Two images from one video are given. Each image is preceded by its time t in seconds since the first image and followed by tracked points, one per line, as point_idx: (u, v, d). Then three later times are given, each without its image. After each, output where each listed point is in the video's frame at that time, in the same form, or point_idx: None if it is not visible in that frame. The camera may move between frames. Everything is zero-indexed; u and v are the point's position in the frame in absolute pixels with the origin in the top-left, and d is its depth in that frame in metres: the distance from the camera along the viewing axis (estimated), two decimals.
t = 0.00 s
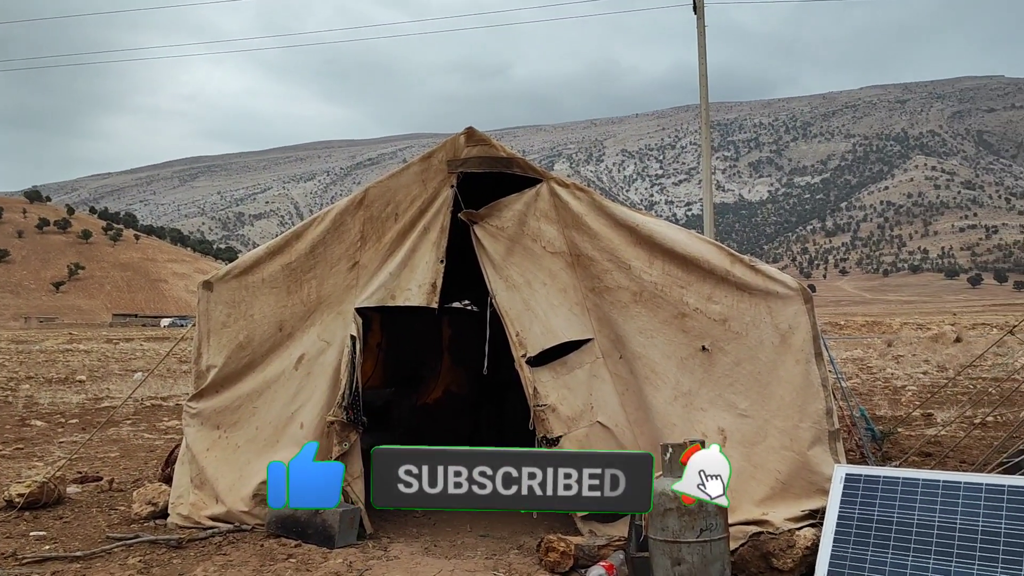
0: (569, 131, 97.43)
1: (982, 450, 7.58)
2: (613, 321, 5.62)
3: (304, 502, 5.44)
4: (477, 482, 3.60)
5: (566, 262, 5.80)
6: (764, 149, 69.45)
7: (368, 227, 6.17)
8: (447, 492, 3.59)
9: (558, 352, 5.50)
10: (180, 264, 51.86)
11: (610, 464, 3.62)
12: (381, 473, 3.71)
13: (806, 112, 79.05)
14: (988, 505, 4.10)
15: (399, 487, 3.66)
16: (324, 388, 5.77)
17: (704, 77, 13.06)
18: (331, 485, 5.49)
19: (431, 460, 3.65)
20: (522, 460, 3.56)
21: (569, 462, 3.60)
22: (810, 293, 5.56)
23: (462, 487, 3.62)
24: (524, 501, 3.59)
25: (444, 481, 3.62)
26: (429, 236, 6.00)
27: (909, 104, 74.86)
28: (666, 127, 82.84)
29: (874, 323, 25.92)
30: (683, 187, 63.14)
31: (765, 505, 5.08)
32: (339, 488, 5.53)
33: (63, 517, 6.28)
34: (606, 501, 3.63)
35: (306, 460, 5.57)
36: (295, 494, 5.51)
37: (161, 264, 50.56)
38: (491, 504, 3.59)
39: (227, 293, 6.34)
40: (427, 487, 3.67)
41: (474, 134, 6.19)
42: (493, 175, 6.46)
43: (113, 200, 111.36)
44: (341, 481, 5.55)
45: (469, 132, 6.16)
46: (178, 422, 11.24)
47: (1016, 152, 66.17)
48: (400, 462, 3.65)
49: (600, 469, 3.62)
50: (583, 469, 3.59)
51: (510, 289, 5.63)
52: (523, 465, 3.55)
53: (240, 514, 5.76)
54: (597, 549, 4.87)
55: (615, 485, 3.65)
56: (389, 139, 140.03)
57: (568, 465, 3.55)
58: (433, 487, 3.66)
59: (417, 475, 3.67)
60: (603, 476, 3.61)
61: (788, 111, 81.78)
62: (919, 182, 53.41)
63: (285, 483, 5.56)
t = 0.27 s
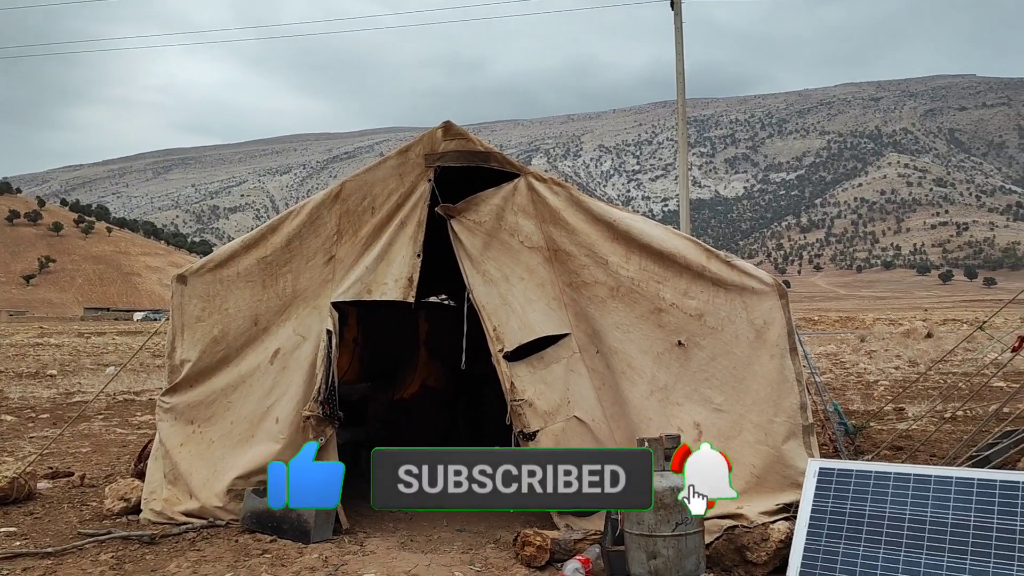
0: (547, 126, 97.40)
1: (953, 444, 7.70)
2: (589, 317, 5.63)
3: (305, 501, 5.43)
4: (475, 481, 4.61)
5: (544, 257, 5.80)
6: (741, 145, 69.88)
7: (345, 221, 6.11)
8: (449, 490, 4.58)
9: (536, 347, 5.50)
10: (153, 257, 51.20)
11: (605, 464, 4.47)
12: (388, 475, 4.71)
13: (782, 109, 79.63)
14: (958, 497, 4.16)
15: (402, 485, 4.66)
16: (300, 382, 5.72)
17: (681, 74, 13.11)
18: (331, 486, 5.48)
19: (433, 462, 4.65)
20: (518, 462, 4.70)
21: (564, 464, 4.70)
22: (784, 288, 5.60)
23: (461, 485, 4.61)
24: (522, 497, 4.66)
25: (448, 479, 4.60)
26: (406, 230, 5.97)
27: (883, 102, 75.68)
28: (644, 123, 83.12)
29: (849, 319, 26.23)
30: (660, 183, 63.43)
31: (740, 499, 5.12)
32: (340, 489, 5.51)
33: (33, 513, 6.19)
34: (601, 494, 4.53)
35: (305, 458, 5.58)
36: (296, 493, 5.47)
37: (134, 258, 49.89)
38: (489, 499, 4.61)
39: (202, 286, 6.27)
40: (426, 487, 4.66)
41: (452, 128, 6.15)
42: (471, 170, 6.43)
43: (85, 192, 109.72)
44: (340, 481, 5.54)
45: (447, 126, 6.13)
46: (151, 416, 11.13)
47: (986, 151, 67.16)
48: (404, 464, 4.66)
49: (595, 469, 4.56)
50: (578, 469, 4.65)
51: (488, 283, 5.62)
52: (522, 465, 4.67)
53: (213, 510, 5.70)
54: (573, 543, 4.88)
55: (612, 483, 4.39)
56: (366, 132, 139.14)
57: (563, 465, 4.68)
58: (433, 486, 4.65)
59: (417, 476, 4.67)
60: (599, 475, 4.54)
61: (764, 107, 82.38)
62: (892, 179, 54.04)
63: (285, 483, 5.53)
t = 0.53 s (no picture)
0: (525, 121, 97.37)
1: (924, 440, 7.82)
2: (567, 313, 5.63)
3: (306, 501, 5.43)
4: (477, 480, 3.98)
5: (522, 253, 5.79)
6: (717, 143, 70.31)
7: (322, 215, 6.07)
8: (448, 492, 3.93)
9: (513, 343, 5.50)
10: (127, 251, 50.54)
11: (609, 460, 3.97)
12: (384, 474, 4.02)
13: (758, 106, 80.19)
14: (930, 492, 4.23)
15: (400, 487, 3.99)
16: (276, 377, 5.68)
17: (658, 71, 13.14)
18: (331, 486, 5.66)
19: (433, 460, 3.98)
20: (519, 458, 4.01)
21: (569, 459, 4.00)
22: (760, 285, 5.64)
23: (461, 485, 3.97)
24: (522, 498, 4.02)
25: (447, 481, 3.95)
26: (383, 226, 5.94)
27: (858, 101, 76.48)
28: (622, 120, 83.38)
29: (823, 315, 26.49)
30: (637, 179, 63.69)
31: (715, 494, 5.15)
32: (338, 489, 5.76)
33: (4, 510, 6.10)
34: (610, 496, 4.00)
35: (305, 459, 5.53)
36: (296, 493, 5.42)
37: (107, 252, 49.22)
38: (493, 501, 3.99)
39: (176, 281, 6.20)
40: (426, 487, 3.99)
41: (430, 123, 6.12)
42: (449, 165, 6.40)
43: (57, 185, 108.12)
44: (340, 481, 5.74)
45: (425, 121, 6.09)
46: (125, 412, 10.99)
47: (958, 150, 68.09)
48: (402, 463, 3.99)
49: (600, 464, 3.98)
50: (582, 464, 3.98)
51: (465, 279, 5.61)
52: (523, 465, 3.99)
53: (188, 507, 5.65)
54: (550, 539, 4.90)
55: (614, 480, 4.00)
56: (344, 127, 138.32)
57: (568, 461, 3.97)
58: (433, 486, 3.98)
59: (417, 475, 4.00)
60: (603, 472, 3.97)
61: (741, 105, 82.93)
62: (867, 177, 54.63)
63: (284, 484, 5.42)
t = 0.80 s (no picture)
0: (502, 117, 97.21)
1: (897, 435, 7.92)
2: (544, 309, 5.64)
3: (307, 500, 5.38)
4: (477, 480, 3.77)
5: (499, 249, 5.78)
6: (694, 140, 70.71)
7: (298, 211, 6.01)
8: (447, 491, 3.76)
9: (490, 339, 5.49)
10: (100, 246, 49.78)
11: (610, 460, 3.77)
12: (383, 473, 3.82)
13: (734, 104, 80.73)
14: (901, 487, 4.30)
15: (400, 487, 3.78)
16: (251, 372, 5.63)
17: (636, 68, 13.19)
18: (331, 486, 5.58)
19: (434, 459, 3.78)
20: (521, 458, 3.73)
21: (572, 459, 3.74)
22: (735, 282, 5.70)
23: (461, 485, 3.79)
24: (524, 499, 3.74)
25: (446, 479, 3.78)
26: (360, 221, 5.90)
27: (832, 100, 77.19)
28: (599, 117, 83.52)
29: (797, 312, 26.73)
30: (614, 176, 63.86)
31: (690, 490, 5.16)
32: (339, 489, 5.70)
33: None
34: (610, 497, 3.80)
35: (306, 459, 5.46)
36: (296, 493, 5.37)
37: (79, 246, 48.45)
38: (493, 502, 3.77)
39: (149, 276, 6.13)
40: (427, 487, 3.79)
41: (408, 117, 6.07)
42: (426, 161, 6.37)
43: (26, 179, 106.34)
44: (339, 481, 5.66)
45: (402, 116, 6.04)
46: (97, 408, 10.83)
47: (930, 149, 69.00)
48: (402, 463, 3.77)
49: (601, 466, 3.78)
50: (583, 466, 3.74)
51: (442, 275, 5.59)
52: (522, 465, 3.71)
53: (162, 503, 5.58)
54: (526, 535, 4.89)
55: (615, 481, 3.82)
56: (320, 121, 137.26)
57: (570, 462, 3.69)
58: (433, 487, 3.78)
59: (417, 475, 3.79)
60: (603, 472, 3.78)
61: (717, 103, 83.40)
62: (842, 176, 55.19)
63: (285, 484, 5.38)
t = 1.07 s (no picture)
0: (480, 113, 97.03)
1: (868, 431, 8.02)
2: (520, 306, 5.63)
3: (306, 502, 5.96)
4: (476, 481, 4.11)
5: (475, 245, 5.77)
6: (670, 137, 71.03)
7: (273, 205, 5.96)
8: (448, 491, 4.10)
9: (466, 335, 5.48)
10: (70, 240, 48.98)
11: (609, 462, 4.05)
12: (385, 474, 4.14)
13: (710, 102, 81.19)
14: (872, 482, 4.36)
15: (400, 487, 4.12)
16: (224, 368, 5.57)
17: (613, 64, 13.21)
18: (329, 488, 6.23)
19: (433, 460, 4.12)
20: (520, 459, 4.07)
21: (570, 460, 4.04)
22: (710, 278, 5.74)
23: (461, 485, 4.13)
24: (523, 499, 4.09)
25: (447, 479, 4.12)
26: (335, 215, 5.86)
27: (807, 98, 77.91)
28: (576, 113, 83.65)
29: (771, 309, 26.97)
30: (591, 173, 64.00)
31: (665, 485, 5.18)
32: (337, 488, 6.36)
33: None
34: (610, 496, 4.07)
35: (306, 460, 6.21)
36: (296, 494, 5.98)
37: (48, 240, 47.67)
38: (491, 501, 4.11)
39: (121, 270, 6.04)
40: (426, 487, 4.12)
41: (384, 112, 6.03)
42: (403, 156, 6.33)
43: None
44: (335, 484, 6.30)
45: (378, 111, 6.00)
46: (67, 404, 10.68)
47: (902, 147, 69.89)
48: (402, 463, 4.10)
49: (600, 466, 4.06)
50: (583, 466, 4.04)
51: (419, 271, 5.56)
52: (522, 465, 4.04)
53: (133, 500, 5.51)
54: (502, 530, 4.89)
55: (615, 481, 4.08)
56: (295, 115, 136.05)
57: (570, 462, 4.00)
58: (433, 487, 4.13)
59: (417, 475, 4.11)
60: (603, 473, 4.06)
61: (693, 100, 83.85)
62: (815, 174, 55.74)
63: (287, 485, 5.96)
